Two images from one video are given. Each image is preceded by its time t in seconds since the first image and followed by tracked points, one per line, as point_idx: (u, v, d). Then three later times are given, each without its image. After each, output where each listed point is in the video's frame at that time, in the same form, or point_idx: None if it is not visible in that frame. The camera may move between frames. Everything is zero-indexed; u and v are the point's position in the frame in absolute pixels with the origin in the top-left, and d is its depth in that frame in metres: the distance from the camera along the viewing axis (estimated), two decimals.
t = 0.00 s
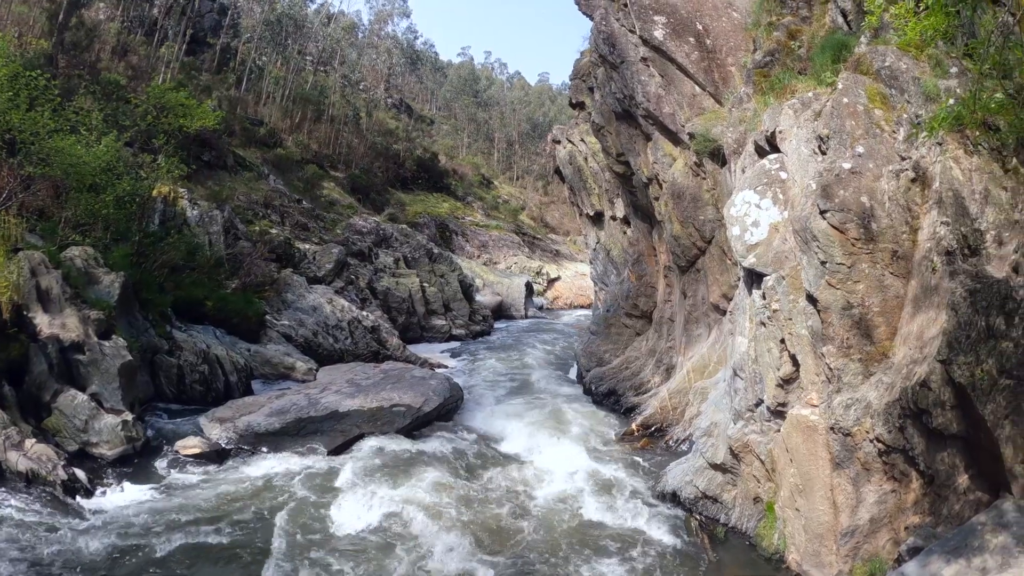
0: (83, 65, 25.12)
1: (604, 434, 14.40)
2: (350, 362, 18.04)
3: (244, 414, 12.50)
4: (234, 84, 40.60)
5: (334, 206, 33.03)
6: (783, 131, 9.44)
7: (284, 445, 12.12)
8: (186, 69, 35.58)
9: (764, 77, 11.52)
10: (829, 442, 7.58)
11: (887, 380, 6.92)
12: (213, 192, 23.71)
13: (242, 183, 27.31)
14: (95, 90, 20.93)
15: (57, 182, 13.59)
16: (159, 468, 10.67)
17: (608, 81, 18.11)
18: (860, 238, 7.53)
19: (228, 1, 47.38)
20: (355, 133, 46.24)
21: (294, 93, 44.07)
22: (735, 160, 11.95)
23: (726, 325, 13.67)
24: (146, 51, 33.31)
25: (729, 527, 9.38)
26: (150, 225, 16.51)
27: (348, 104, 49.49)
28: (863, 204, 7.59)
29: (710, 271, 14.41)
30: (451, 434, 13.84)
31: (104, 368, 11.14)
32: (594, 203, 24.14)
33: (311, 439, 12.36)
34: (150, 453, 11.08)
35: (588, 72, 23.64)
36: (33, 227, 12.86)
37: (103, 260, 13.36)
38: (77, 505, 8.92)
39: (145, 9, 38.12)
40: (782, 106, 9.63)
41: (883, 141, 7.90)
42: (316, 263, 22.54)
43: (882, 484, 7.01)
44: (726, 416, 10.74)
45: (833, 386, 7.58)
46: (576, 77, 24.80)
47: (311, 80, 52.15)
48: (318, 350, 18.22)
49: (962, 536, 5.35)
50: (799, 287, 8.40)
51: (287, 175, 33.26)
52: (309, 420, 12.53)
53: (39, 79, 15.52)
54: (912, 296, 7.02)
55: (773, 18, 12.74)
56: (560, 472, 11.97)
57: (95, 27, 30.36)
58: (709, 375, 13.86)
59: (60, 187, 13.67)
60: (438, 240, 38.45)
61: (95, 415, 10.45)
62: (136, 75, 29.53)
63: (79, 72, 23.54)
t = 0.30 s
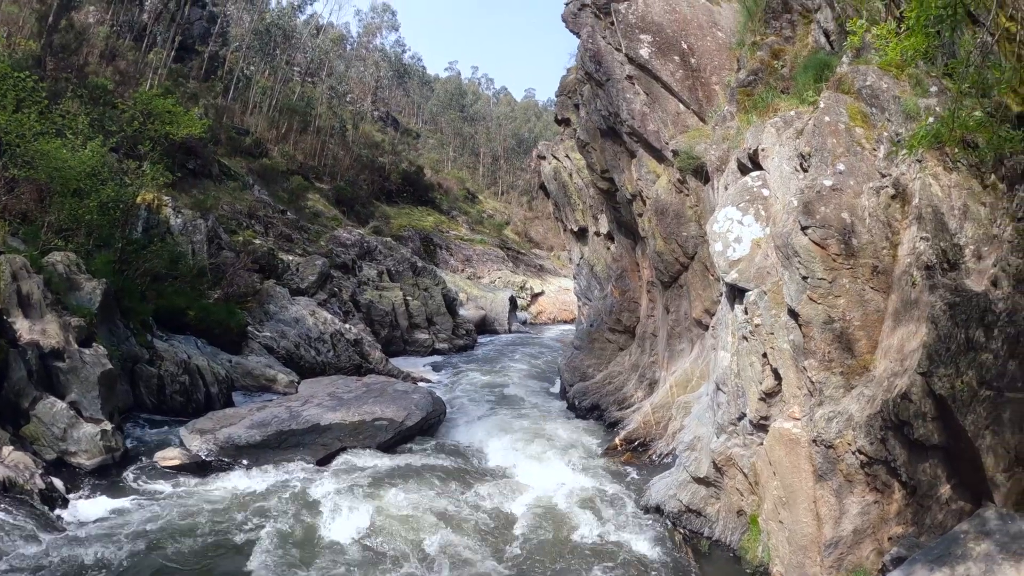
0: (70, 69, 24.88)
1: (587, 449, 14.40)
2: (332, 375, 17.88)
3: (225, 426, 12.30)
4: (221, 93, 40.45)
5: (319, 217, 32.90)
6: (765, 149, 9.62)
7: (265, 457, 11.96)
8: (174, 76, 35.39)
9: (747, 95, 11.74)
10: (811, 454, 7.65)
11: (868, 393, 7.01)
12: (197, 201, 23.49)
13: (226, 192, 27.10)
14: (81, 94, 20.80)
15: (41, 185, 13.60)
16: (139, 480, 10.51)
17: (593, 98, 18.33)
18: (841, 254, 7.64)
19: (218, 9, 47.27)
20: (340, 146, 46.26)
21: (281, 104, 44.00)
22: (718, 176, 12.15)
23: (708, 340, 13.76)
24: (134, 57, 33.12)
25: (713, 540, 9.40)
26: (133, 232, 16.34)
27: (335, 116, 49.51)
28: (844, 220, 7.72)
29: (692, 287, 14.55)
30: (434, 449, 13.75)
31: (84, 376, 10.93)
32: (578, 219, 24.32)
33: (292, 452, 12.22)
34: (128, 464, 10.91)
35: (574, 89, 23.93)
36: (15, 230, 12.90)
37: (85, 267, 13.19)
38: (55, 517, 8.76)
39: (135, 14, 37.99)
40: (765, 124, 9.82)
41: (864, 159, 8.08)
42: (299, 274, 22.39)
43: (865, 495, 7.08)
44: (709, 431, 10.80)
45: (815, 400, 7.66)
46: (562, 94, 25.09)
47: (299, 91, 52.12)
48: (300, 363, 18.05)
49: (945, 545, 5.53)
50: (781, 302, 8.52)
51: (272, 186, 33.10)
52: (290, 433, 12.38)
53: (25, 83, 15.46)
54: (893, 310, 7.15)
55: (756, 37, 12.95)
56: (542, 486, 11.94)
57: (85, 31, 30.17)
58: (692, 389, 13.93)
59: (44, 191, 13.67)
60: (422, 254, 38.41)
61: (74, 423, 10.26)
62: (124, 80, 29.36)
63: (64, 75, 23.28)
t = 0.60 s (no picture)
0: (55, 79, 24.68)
1: (570, 473, 14.32)
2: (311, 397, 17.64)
3: (203, 446, 12.06)
4: (207, 108, 40.35)
5: (301, 236, 32.76)
6: (745, 175, 9.81)
7: (243, 479, 11.75)
8: (160, 90, 35.27)
9: (728, 122, 11.97)
10: (793, 476, 7.68)
11: (849, 415, 7.09)
12: (180, 216, 23.25)
13: (209, 209, 26.89)
14: (67, 106, 20.66)
15: (23, 196, 13.52)
16: (114, 500, 10.29)
17: (577, 123, 18.59)
18: (819, 278, 7.77)
19: (207, 24, 47.28)
20: (325, 165, 46.30)
21: (266, 121, 44.02)
22: (698, 202, 12.36)
23: (690, 363, 13.82)
24: (122, 68, 33.01)
25: (696, 563, 9.36)
26: (114, 246, 16.11)
27: (320, 136, 49.58)
28: (823, 246, 7.86)
29: (674, 310, 14.66)
30: (414, 472, 13.60)
31: (61, 391, 10.68)
32: (560, 242, 24.49)
33: (271, 474, 12.01)
34: (103, 483, 10.69)
35: (558, 114, 24.30)
36: None
37: (65, 280, 12.99)
38: (29, 535, 8.57)
39: (123, 26, 37.88)
40: (746, 151, 10.02)
41: (842, 185, 8.27)
42: (280, 293, 22.21)
43: (847, 515, 7.10)
44: (692, 454, 10.80)
45: (796, 422, 7.73)
46: (546, 118, 25.43)
47: (285, 109, 52.15)
48: (280, 383, 17.80)
49: (927, 563, 5.51)
50: (761, 326, 8.62)
51: (256, 204, 32.94)
52: (269, 454, 12.16)
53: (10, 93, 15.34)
54: (872, 333, 7.27)
55: (737, 64, 13.26)
56: (524, 510, 11.84)
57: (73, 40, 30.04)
58: (674, 412, 13.93)
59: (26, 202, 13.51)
60: (405, 275, 38.31)
61: (50, 439, 10.03)
62: (110, 92, 29.23)
63: (49, 85, 23.07)
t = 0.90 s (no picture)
0: (40, 97, 24.52)
1: (553, 503, 14.21)
2: (291, 426, 17.40)
3: (181, 475, 11.85)
4: (192, 128, 40.28)
5: (283, 261, 32.59)
6: (724, 212, 10.03)
7: (222, 510, 11.52)
8: (146, 110, 35.19)
9: (707, 156, 12.22)
10: (773, 508, 7.68)
11: (827, 447, 7.17)
12: (162, 238, 23.03)
13: (192, 231, 26.69)
14: (52, 125, 20.54)
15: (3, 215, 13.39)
16: (89, 531, 10.07)
17: (559, 155, 18.84)
18: (797, 314, 7.92)
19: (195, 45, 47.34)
20: (308, 189, 46.33)
21: (252, 144, 44.06)
22: (677, 236, 12.63)
23: (671, 392, 13.84)
24: (109, 87, 32.94)
25: None
26: (95, 267, 15.91)
27: (304, 159, 49.68)
28: (801, 281, 8.02)
29: (655, 339, 14.76)
30: (397, 503, 13.42)
31: (38, 416, 10.45)
32: (543, 270, 24.61)
33: (251, 504, 11.79)
34: (79, 512, 10.48)
35: (541, 144, 24.68)
36: None
37: (45, 302, 12.79)
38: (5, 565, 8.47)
39: (111, 43, 37.83)
40: (724, 187, 10.25)
41: (819, 220, 8.47)
42: (261, 319, 22.03)
43: (828, 544, 7.15)
44: (674, 486, 10.77)
45: (775, 455, 7.80)
46: (530, 148, 25.76)
47: (270, 132, 52.23)
48: (259, 412, 17.55)
49: None
50: (740, 360, 8.72)
51: (238, 227, 32.76)
52: (248, 484, 11.95)
53: None
54: (850, 366, 7.40)
55: (717, 97, 13.63)
56: (508, 542, 11.72)
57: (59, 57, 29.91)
58: (656, 442, 13.91)
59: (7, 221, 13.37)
60: (387, 300, 38.15)
61: (27, 465, 9.83)
62: (96, 110, 29.07)
63: (33, 103, 22.90)
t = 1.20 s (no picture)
0: (27, 115, 24.40)
1: (540, 533, 14.09)
2: (274, 454, 17.16)
3: (163, 503, 11.63)
4: (179, 148, 40.23)
5: (267, 285, 32.42)
6: (707, 244, 10.23)
7: (204, 540, 11.30)
8: (134, 130, 35.15)
9: (690, 188, 12.49)
10: (759, 537, 7.67)
11: (812, 475, 7.24)
12: (146, 261, 22.81)
13: (176, 254, 26.50)
14: (40, 144, 20.43)
15: None
16: (68, 560, 9.83)
17: (544, 184, 19.06)
18: (779, 345, 8.08)
19: (184, 66, 47.45)
20: (293, 214, 46.36)
21: (238, 167, 44.08)
22: (661, 266, 12.90)
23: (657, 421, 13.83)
24: (97, 106, 32.88)
25: None
26: (78, 288, 15.69)
27: (290, 184, 49.76)
28: (782, 314, 8.22)
29: (641, 367, 14.82)
30: (381, 533, 13.25)
31: (17, 438, 10.22)
32: (528, 297, 24.72)
33: (234, 534, 11.57)
34: (59, 539, 10.30)
35: (526, 172, 25.02)
36: None
37: (26, 321, 12.58)
38: None
39: (102, 61, 37.89)
40: (707, 221, 10.43)
41: (801, 253, 8.65)
42: (245, 344, 21.88)
43: (814, 571, 7.10)
44: (659, 516, 11.03)
45: (760, 485, 7.82)
46: (515, 176, 26.07)
47: (257, 155, 52.30)
48: (242, 439, 17.30)
49: None
50: (724, 392, 8.77)
51: (223, 250, 32.58)
52: (231, 513, 11.74)
53: None
54: (833, 396, 7.53)
55: (700, 128, 13.97)
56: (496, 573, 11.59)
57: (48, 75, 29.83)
58: (641, 471, 13.84)
59: None
60: (371, 325, 38.00)
61: (6, 489, 9.78)
62: (83, 127, 28.96)
63: (20, 121, 22.75)
